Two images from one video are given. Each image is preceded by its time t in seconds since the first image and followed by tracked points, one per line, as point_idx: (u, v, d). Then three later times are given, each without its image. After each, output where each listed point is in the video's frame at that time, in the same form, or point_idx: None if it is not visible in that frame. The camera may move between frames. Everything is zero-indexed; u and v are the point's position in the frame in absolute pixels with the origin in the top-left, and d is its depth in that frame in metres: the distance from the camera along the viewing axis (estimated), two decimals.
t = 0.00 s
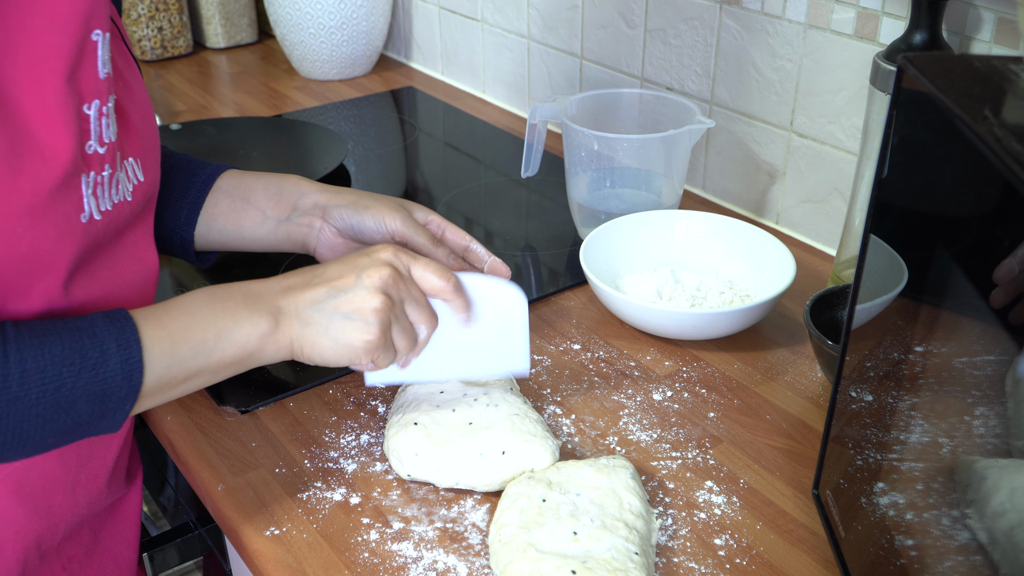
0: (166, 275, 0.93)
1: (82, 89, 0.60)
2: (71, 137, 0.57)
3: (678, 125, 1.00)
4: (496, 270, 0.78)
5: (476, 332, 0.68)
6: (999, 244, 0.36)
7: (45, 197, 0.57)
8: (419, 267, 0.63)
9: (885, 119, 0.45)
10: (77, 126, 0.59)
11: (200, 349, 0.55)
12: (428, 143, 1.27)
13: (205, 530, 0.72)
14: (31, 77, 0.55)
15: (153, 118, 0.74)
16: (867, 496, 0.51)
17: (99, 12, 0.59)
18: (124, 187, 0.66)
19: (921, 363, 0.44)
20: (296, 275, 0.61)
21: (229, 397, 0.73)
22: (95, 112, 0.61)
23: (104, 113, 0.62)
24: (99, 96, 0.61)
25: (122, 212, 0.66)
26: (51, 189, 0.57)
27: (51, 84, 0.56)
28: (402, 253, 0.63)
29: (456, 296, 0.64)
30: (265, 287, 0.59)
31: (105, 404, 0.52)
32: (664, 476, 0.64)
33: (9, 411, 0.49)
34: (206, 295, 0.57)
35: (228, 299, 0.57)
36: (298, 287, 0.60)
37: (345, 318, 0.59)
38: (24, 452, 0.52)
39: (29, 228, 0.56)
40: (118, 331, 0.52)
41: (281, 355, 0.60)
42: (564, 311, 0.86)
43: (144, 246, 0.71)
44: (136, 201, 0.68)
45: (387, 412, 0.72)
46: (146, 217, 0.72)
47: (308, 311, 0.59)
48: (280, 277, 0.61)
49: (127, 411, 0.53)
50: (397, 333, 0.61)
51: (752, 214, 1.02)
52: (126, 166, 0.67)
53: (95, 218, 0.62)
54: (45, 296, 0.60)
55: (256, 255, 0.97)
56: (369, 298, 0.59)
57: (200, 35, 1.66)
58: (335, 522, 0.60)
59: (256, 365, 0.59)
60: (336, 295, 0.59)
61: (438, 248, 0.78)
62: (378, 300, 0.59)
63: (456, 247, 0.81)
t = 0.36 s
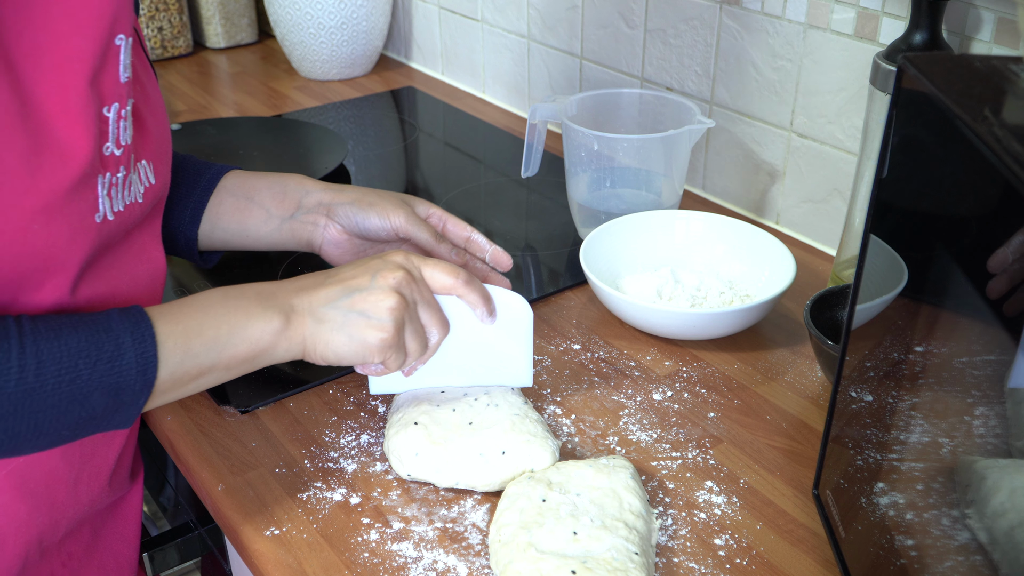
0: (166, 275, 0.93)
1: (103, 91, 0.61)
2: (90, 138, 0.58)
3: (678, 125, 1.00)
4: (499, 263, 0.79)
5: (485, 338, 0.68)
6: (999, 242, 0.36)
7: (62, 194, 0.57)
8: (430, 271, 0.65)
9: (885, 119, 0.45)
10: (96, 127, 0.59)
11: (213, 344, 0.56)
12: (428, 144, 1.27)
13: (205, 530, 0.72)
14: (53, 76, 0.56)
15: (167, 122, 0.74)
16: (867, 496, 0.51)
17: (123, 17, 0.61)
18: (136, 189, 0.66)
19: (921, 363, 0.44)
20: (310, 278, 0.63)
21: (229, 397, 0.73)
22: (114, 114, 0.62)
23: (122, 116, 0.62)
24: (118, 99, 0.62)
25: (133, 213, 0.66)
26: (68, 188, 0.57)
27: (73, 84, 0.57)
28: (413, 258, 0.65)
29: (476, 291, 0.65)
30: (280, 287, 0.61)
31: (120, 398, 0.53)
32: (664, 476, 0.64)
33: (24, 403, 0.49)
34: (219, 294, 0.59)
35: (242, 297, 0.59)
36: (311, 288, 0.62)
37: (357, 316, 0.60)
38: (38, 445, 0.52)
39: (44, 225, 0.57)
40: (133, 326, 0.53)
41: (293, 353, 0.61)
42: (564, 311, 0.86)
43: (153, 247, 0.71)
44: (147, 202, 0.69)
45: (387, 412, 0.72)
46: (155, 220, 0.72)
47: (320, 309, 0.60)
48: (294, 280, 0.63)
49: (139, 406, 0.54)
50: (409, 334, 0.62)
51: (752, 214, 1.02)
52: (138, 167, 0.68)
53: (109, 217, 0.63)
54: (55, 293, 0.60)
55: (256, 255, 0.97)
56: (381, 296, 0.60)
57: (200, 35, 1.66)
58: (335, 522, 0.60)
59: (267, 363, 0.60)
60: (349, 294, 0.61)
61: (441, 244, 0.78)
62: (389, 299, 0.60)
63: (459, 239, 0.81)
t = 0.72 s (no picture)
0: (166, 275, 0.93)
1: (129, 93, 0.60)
2: (116, 138, 0.58)
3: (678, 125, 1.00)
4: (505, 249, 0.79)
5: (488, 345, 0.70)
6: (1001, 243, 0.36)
7: (85, 193, 0.57)
8: (448, 280, 0.64)
9: (885, 119, 0.45)
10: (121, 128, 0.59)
11: (233, 340, 0.54)
12: (428, 144, 1.27)
13: (205, 530, 0.72)
14: (80, 76, 0.56)
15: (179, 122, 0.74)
16: (867, 496, 0.51)
17: (150, 22, 0.61)
18: (152, 191, 0.67)
19: (921, 363, 0.44)
20: (327, 274, 0.61)
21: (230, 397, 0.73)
22: (138, 116, 0.62)
23: (144, 118, 0.63)
24: (143, 101, 0.62)
25: (149, 214, 0.66)
26: (91, 187, 0.57)
27: (100, 85, 0.57)
28: (432, 265, 0.64)
29: (483, 313, 0.65)
30: (298, 283, 0.59)
31: (141, 391, 0.51)
32: (664, 476, 0.64)
33: (48, 393, 0.47)
34: (236, 288, 0.56)
35: (261, 292, 0.56)
36: (330, 285, 0.59)
37: (375, 319, 0.59)
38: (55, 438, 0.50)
39: (68, 223, 0.57)
40: (156, 319, 0.51)
41: (307, 352, 0.58)
42: (564, 311, 0.86)
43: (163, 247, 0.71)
44: (162, 203, 0.69)
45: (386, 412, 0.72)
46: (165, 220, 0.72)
47: (339, 307, 0.58)
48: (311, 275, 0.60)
49: (159, 400, 0.52)
50: (422, 342, 0.62)
51: (752, 214, 1.02)
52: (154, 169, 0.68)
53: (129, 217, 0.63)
54: (76, 290, 0.60)
55: (256, 254, 0.97)
56: (401, 302, 0.59)
57: (200, 35, 1.66)
58: (335, 522, 0.60)
59: (279, 362, 0.58)
60: (370, 296, 0.59)
61: (449, 229, 0.77)
62: (410, 306, 0.59)
63: (465, 228, 0.82)
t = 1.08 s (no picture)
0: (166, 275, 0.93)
1: (160, 105, 0.60)
2: (146, 149, 0.57)
3: (678, 125, 1.00)
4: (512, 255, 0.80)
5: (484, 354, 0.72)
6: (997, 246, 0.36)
7: (114, 201, 0.56)
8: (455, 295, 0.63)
9: (885, 119, 0.45)
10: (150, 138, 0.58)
11: (243, 355, 0.53)
12: (427, 144, 1.27)
13: (205, 530, 0.73)
14: (115, 85, 0.55)
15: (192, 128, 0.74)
16: (867, 496, 0.51)
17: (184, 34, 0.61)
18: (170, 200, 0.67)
19: (921, 362, 0.44)
20: (334, 291, 0.60)
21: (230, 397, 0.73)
22: (166, 126, 0.62)
23: (171, 129, 0.63)
24: (172, 113, 0.62)
25: (166, 225, 0.67)
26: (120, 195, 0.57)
27: (134, 94, 0.56)
28: (438, 279, 0.63)
29: (485, 321, 0.62)
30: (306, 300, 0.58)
31: (151, 404, 0.49)
32: (664, 476, 0.64)
33: (63, 400, 0.47)
34: (245, 305, 0.56)
35: (270, 308, 0.56)
36: (337, 302, 0.59)
37: (381, 335, 0.58)
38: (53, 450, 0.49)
39: (96, 230, 0.56)
40: (172, 332, 0.50)
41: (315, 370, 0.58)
42: (564, 311, 0.86)
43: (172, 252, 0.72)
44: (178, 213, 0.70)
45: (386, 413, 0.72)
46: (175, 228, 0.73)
47: (346, 325, 0.57)
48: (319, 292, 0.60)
49: (163, 417, 0.51)
50: (426, 355, 0.61)
51: (751, 214, 1.02)
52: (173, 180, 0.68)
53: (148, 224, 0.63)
54: (97, 296, 0.60)
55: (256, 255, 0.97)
56: (407, 317, 0.58)
57: (200, 34, 1.66)
58: (335, 522, 0.60)
59: (289, 379, 0.57)
60: (377, 311, 0.58)
61: (454, 234, 0.78)
62: (415, 320, 0.58)
63: (473, 232, 0.82)
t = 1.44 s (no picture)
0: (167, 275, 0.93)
1: (167, 111, 0.61)
2: (153, 154, 0.58)
3: (678, 125, 1.00)
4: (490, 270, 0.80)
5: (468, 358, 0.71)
6: (997, 245, 0.36)
7: (122, 207, 0.57)
8: (429, 297, 0.64)
9: (885, 119, 0.45)
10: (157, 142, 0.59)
11: (210, 360, 0.54)
12: (428, 144, 1.27)
13: (205, 530, 0.73)
14: (123, 92, 0.56)
15: (196, 128, 0.74)
16: (867, 496, 0.51)
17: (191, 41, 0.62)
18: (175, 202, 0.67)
19: (920, 362, 0.44)
20: (309, 295, 0.61)
21: (230, 397, 0.73)
22: (172, 132, 0.63)
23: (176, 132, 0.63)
24: (178, 117, 0.63)
25: (171, 227, 0.67)
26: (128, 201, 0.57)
27: (141, 100, 0.56)
28: (414, 281, 0.64)
29: (463, 322, 0.64)
30: (280, 302, 0.59)
31: (124, 409, 0.50)
32: (664, 476, 0.64)
33: (36, 408, 0.47)
34: (221, 306, 0.57)
35: (242, 312, 0.57)
36: (312, 305, 0.60)
37: (356, 335, 0.59)
38: (39, 449, 0.49)
39: (105, 236, 0.57)
40: (146, 337, 0.51)
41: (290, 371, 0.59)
42: (564, 311, 0.86)
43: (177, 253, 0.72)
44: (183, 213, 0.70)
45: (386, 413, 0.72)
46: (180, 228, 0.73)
47: (320, 326, 0.58)
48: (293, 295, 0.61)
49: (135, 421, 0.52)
50: (402, 357, 0.61)
51: (751, 214, 1.02)
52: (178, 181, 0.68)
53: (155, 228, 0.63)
54: (105, 300, 0.60)
55: (256, 254, 0.97)
56: (381, 318, 0.59)
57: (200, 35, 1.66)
58: (335, 522, 0.60)
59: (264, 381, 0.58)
60: (352, 313, 0.59)
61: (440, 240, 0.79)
62: (390, 321, 0.59)
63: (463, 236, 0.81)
